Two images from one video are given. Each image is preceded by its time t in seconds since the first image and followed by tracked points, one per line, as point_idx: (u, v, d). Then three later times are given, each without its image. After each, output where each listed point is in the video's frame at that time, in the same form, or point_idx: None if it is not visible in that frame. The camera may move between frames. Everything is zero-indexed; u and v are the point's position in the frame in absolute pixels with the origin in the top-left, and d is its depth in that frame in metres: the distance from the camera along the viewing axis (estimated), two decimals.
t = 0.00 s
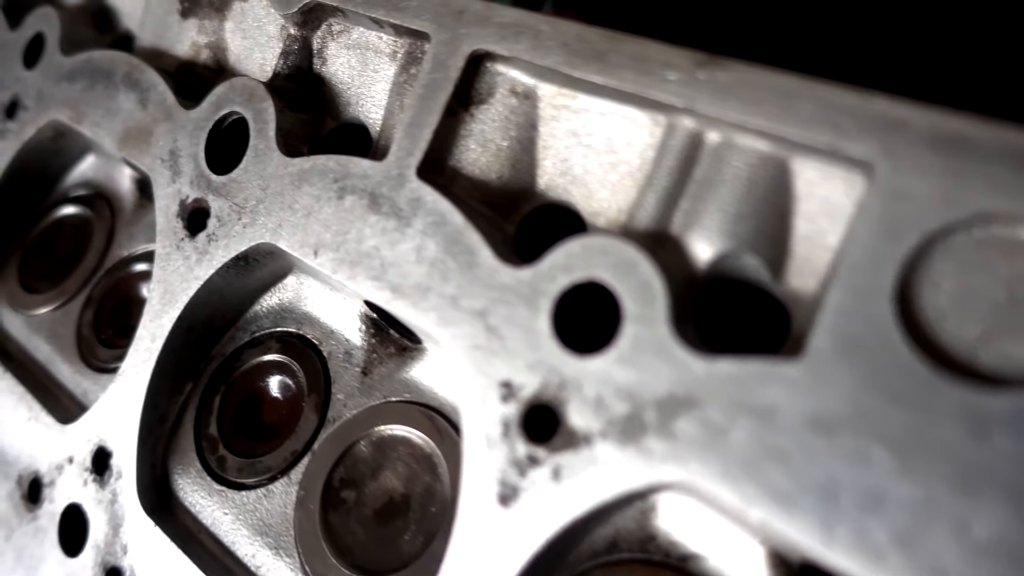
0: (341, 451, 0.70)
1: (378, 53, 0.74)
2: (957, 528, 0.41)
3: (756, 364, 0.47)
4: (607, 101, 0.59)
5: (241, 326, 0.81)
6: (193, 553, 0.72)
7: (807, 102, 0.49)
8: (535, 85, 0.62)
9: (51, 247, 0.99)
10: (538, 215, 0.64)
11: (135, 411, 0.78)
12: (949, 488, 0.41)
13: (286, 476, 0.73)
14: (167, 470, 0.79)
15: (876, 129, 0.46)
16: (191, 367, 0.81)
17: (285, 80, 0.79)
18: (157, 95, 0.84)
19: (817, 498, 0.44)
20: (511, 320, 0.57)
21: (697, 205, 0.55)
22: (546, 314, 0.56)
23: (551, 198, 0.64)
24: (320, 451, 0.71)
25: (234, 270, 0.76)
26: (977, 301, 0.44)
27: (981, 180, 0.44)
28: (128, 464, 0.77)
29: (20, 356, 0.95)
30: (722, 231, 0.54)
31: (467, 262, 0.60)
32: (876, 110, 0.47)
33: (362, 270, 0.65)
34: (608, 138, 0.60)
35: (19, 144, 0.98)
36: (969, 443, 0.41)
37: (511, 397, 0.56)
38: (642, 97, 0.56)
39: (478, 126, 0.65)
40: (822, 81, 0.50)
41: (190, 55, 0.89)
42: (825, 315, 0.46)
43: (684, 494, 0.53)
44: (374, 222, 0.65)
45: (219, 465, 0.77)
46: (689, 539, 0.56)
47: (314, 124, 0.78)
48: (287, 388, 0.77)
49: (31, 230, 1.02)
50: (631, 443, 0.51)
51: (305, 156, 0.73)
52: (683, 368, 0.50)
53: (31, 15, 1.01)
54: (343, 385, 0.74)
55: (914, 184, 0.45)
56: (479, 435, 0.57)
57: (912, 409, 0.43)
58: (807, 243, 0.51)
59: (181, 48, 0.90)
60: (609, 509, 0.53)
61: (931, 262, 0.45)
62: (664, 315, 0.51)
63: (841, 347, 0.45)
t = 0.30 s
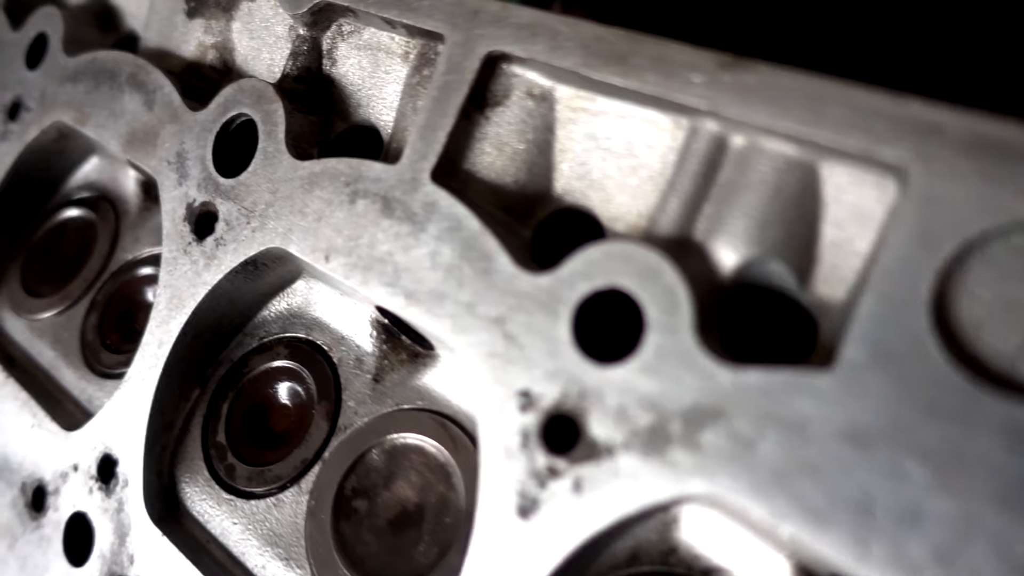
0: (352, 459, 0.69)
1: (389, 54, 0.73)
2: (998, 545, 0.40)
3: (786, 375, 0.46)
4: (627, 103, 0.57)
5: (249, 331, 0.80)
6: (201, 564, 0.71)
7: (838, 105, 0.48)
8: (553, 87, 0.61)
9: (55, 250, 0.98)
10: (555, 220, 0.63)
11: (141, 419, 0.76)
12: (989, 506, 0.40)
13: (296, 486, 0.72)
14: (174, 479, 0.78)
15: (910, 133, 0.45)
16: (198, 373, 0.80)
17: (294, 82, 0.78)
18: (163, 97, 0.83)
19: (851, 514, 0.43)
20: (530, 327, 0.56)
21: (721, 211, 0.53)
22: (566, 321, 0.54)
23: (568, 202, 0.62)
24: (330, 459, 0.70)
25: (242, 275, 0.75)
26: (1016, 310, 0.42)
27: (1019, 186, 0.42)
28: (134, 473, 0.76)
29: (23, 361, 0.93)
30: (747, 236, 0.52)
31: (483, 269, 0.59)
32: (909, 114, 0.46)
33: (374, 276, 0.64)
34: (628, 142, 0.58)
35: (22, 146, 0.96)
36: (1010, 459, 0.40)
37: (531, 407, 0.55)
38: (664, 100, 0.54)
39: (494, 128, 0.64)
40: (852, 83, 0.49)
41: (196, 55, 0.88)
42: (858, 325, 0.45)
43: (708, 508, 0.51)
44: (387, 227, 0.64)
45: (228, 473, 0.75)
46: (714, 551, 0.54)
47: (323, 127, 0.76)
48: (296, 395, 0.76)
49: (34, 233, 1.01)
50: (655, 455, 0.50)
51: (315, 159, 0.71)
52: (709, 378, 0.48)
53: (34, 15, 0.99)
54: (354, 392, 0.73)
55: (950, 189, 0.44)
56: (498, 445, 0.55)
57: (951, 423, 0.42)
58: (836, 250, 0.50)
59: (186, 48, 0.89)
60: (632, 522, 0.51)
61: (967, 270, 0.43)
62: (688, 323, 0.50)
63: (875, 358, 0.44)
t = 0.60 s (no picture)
0: (364, 468, 0.68)
1: (401, 55, 0.71)
2: None
3: (817, 385, 0.45)
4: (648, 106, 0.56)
5: (257, 336, 0.79)
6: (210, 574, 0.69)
7: (868, 107, 0.46)
8: (571, 89, 0.60)
9: (58, 253, 0.97)
10: (572, 224, 0.61)
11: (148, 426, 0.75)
12: None
13: (307, 494, 0.70)
14: (181, 487, 0.77)
15: (944, 136, 0.44)
16: (206, 380, 0.78)
17: (304, 82, 0.77)
18: (169, 98, 0.81)
19: (885, 528, 0.42)
20: (549, 334, 0.54)
21: (746, 216, 0.52)
22: (587, 328, 0.53)
23: (586, 206, 0.61)
24: (341, 467, 0.69)
25: (251, 279, 0.73)
26: None
27: None
28: (141, 481, 0.74)
29: (26, 366, 0.92)
30: (773, 240, 0.51)
31: (500, 274, 0.57)
32: (944, 116, 0.44)
33: (387, 282, 0.63)
34: (648, 144, 0.57)
35: (24, 148, 0.95)
36: None
37: (550, 416, 0.53)
38: (687, 102, 0.53)
39: (509, 131, 0.63)
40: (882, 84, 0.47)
41: (202, 56, 0.87)
42: (892, 334, 0.44)
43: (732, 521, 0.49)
44: (401, 232, 0.62)
45: (237, 481, 0.74)
46: (740, 563, 0.52)
47: (333, 128, 0.75)
48: (306, 402, 0.74)
49: (37, 236, 0.99)
50: (681, 466, 0.48)
51: (326, 161, 0.70)
52: (736, 389, 0.47)
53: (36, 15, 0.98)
54: (365, 399, 0.71)
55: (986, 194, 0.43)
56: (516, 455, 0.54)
57: (990, 435, 0.41)
58: (865, 256, 0.49)
59: (192, 48, 0.87)
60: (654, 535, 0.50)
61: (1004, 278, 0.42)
62: (714, 331, 0.49)
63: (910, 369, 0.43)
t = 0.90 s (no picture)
0: (377, 476, 0.66)
1: (413, 55, 0.70)
2: None
3: (849, 395, 0.44)
4: (669, 108, 0.55)
5: (265, 341, 0.77)
6: None
7: (900, 110, 0.45)
8: (589, 90, 0.59)
9: (61, 256, 0.95)
10: (590, 228, 0.60)
11: (155, 433, 0.74)
12: None
13: (318, 503, 0.69)
14: (189, 495, 0.75)
15: (979, 140, 0.43)
16: (214, 386, 0.77)
17: (313, 84, 0.75)
18: (176, 99, 0.80)
19: (922, 542, 0.41)
20: (569, 342, 0.53)
21: (771, 221, 0.51)
22: (608, 336, 0.52)
23: (604, 210, 0.60)
24: (353, 476, 0.67)
25: (261, 284, 0.72)
26: None
27: None
28: (148, 489, 0.73)
29: (30, 372, 0.91)
30: (801, 246, 0.50)
31: (518, 280, 0.56)
32: (979, 119, 0.43)
33: (401, 287, 0.61)
34: (668, 147, 0.56)
35: (27, 150, 0.93)
36: None
37: (570, 425, 0.52)
38: (711, 105, 0.52)
39: (525, 133, 0.62)
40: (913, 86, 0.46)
41: (208, 56, 0.85)
42: (927, 343, 0.42)
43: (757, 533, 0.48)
44: (415, 236, 0.61)
45: (246, 489, 0.73)
46: None
47: (343, 130, 0.74)
48: (316, 408, 0.73)
49: (40, 238, 0.98)
50: (706, 477, 0.47)
51: (337, 164, 0.69)
52: (764, 398, 0.46)
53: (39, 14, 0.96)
54: (377, 406, 0.70)
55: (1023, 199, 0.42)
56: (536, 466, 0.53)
57: None
58: (894, 262, 0.47)
59: (198, 49, 0.86)
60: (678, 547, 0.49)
61: None
62: (741, 340, 0.47)
63: (947, 379, 0.42)
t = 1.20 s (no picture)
0: (391, 485, 0.65)
1: (426, 56, 0.69)
2: None
3: (886, 407, 0.43)
4: (694, 110, 0.54)
5: (275, 347, 0.76)
6: None
7: (936, 113, 0.44)
8: (609, 92, 0.58)
9: (65, 260, 0.94)
10: (609, 233, 0.59)
11: (164, 441, 0.72)
12: None
13: (330, 513, 0.68)
14: (197, 504, 0.74)
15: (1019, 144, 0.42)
16: (222, 393, 0.76)
17: (324, 85, 0.74)
18: (182, 101, 0.79)
19: (965, 559, 0.40)
20: (592, 350, 0.52)
21: (799, 226, 0.50)
22: (632, 345, 0.51)
23: (624, 215, 0.59)
24: (365, 485, 0.66)
25: (271, 290, 0.71)
26: None
27: None
28: (156, 499, 0.72)
29: (33, 377, 0.89)
30: (830, 253, 0.49)
31: (538, 287, 0.55)
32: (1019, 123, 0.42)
33: (417, 293, 0.60)
34: (692, 150, 0.55)
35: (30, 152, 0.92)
36: None
37: (594, 436, 0.51)
38: (738, 107, 0.51)
39: (543, 136, 0.60)
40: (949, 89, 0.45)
41: (215, 56, 0.84)
42: (968, 354, 0.41)
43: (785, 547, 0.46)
44: (431, 241, 0.60)
45: (256, 499, 0.72)
46: None
47: (354, 132, 0.73)
48: (328, 416, 0.72)
49: (43, 242, 0.96)
50: (736, 491, 0.46)
51: (349, 167, 0.67)
52: (797, 409, 0.45)
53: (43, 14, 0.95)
54: (390, 413, 0.69)
55: None
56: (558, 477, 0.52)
57: None
58: (929, 269, 0.46)
59: (205, 49, 0.85)
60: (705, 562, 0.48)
61: None
62: (771, 349, 0.46)
63: (988, 391, 0.41)
